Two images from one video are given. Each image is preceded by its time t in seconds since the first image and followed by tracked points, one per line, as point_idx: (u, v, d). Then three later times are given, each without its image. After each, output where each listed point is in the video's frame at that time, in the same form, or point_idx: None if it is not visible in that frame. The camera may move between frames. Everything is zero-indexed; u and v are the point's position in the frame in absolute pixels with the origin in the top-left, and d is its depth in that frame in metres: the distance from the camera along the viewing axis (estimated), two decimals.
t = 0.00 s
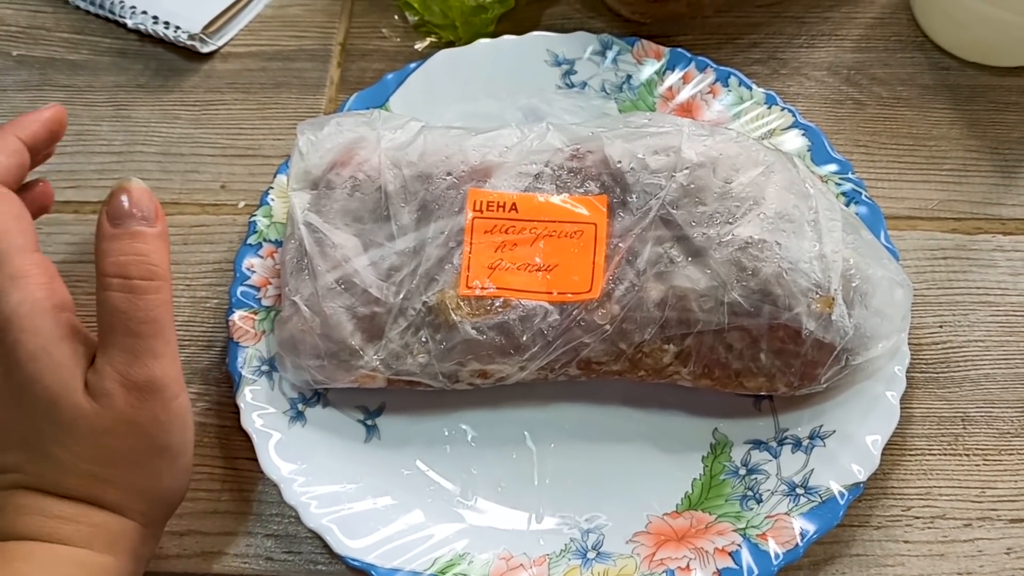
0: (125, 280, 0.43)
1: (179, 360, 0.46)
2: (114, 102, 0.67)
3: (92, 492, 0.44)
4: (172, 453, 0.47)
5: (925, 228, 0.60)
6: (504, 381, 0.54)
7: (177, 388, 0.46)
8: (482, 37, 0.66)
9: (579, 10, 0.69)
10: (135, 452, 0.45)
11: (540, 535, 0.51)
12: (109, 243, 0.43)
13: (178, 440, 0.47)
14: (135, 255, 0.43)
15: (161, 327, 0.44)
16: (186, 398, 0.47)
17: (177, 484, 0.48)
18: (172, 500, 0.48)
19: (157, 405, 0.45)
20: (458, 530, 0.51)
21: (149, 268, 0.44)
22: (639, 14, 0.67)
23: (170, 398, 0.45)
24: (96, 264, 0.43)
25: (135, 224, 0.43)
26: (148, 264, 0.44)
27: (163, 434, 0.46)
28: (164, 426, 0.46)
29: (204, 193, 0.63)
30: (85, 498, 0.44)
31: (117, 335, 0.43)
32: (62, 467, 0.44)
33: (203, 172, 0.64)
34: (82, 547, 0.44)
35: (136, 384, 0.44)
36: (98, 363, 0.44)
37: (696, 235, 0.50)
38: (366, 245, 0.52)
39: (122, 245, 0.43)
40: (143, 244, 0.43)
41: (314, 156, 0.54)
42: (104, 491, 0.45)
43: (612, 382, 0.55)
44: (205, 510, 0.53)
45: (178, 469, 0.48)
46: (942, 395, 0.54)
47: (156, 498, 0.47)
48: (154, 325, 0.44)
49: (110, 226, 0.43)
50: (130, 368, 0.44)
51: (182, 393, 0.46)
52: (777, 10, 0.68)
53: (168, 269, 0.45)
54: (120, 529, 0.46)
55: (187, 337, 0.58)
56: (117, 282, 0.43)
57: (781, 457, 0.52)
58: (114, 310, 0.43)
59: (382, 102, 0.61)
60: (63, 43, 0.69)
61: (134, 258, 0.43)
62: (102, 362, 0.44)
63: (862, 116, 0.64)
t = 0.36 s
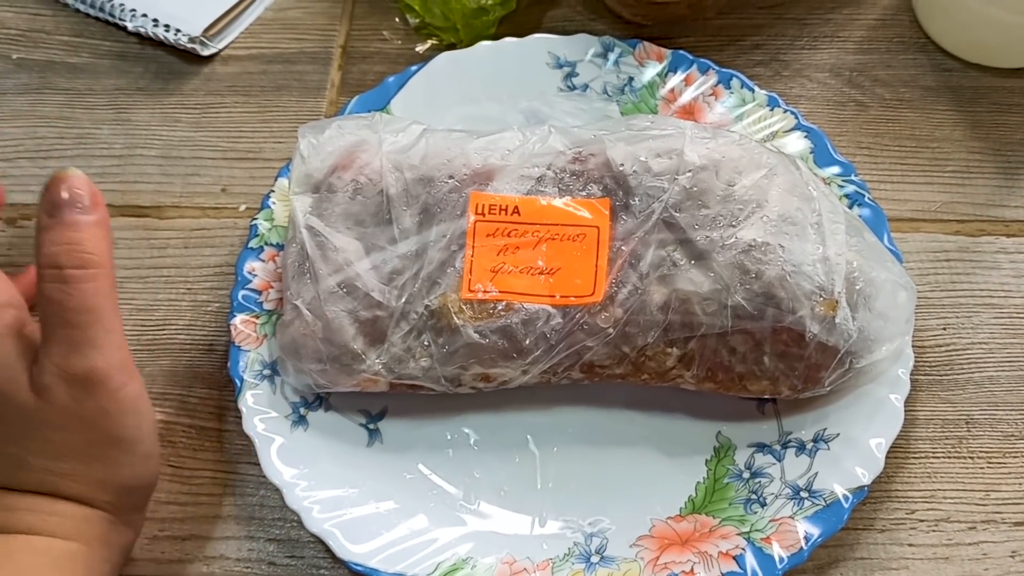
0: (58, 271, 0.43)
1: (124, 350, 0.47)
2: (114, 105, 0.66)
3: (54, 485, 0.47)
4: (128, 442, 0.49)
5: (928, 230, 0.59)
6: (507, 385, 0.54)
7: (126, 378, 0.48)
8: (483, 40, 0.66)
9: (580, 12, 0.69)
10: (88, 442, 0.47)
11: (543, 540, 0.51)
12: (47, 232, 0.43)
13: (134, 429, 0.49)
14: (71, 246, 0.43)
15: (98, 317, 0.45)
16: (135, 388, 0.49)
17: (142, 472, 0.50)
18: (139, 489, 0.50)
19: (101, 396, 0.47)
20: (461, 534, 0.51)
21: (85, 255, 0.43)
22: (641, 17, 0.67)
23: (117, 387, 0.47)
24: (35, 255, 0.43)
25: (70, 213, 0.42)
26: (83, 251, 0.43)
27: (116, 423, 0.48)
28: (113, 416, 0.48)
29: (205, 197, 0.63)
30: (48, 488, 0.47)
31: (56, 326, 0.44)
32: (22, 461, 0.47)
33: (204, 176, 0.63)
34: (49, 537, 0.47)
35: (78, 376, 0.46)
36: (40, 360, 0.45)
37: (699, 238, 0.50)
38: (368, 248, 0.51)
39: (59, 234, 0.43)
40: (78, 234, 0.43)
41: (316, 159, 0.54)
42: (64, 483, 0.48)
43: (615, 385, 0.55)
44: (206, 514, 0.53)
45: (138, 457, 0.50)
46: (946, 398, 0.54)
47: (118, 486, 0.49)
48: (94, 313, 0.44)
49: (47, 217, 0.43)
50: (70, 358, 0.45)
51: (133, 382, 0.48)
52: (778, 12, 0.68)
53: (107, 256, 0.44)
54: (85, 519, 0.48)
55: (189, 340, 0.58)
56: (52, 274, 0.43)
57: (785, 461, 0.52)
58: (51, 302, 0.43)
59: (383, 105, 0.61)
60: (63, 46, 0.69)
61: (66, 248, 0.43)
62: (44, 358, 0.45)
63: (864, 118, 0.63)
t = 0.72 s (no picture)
0: (19, 263, 0.44)
1: (93, 341, 0.48)
2: (111, 103, 0.66)
3: (37, 475, 0.48)
4: (103, 432, 0.49)
5: (925, 228, 0.59)
6: (503, 383, 0.54)
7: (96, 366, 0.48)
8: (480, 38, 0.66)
9: (578, 11, 0.68)
10: (63, 431, 0.48)
11: (540, 538, 0.51)
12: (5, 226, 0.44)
13: (108, 418, 0.49)
14: (29, 237, 0.44)
15: (62, 307, 0.45)
16: (106, 378, 0.49)
17: (121, 460, 0.50)
18: (121, 478, 0.50)
19: (72, 387, 0.47)
20: (458, 533, 0.51)
21: (46, 245, 0.44)
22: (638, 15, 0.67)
23: (87, 376, 0.48)
24: None
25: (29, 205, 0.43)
26: (44, 243, 0.44)
27: (88, 412, 0.48)
28: (84, 406, 0.48)
29: (202, 195, 0.63)
30: (32, 479, 0.48)
31: (19, 317, 0.45)
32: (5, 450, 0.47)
33: (201, 174, 0.63)
34: (32, 526, 0.48)
35: (46, 367, 0.46)
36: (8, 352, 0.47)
37: (696, 236, 0.50)
38: (365, 246, 0.51)
39: (17, 225, 0.43)
40: (37, 225, 0.44)
41: (313, 158, 0.54)
42: (46, 473, 0.48)
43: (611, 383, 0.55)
44: (203, 513, 0.53)
45: (115, 445, 0.50)
46: (942, 396, 0.54)
47: (96, 475, 0.49)
48: (57, 304, 0.45)
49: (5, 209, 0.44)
50: (36, 349, 0.46)
51: (104, 370, 0.49)
52: (776, 10, 0.68)
53: (68, 246, 0.45)
54: (67, 509, 0.49)
55: (186, 338, 0.58)
56: (13, 266, 0.44)
57: (782, 459, 0.52)
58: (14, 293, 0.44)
59: (380, 103, 0.61)
60: (61, 44, 0.68)
61: (32, 238, 0.44)
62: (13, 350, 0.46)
63: (861, 116, 0.63)
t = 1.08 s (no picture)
0: (116, 265, 0.40)
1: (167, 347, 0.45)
2: (115, 102, 0.66)
3: (78, 483, 0.45)
4: (157, 443, 0.47)
5: (928, 227, 0.60)
6: (507, 381, 0.54)
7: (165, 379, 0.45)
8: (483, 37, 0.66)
9: (580, 10, 0.69)
10: (116, 439, 0.45)
11: (544, 535, 0.51)
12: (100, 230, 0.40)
13: (163, 430, 0.47)
14: (128, 242, 0.40)
15: (148, 313, 0.42)
16: (172, 387, 0.46)
17: (165, 469, 0.49)
18: (158, 488, 0.49)
19: (143, 395, 0.44)
20: (461, 530, 0.51)
21: (142, 252, 0.41)
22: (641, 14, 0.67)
23: (156, 389, 0.45)
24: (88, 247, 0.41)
25: (127, 212, 0.40)
26: (140, 250, 0.40)
27: (150, 426, 0.46)
28: (150, 414, 0.46)
29: (205, 194, 0.63)
30: (70, 486, 0.45)
31: (105, 322, 0.42)
32: (46, 459, 0.44)
33: (204, 173, 0.63)
34: (74, 535, 0.46)
35: (123, 372, 0.43)
36: (85, 353, 0.43)
37: (699, 235, 0.50)
38: (368, 244, 0.52)
39: (115, 230, 0.40)
40: (132, 232, 0.40)
41: (316, 156, 0.54)
42: (94, 482, 0.46)
43: (614, 381, 0.55)
44: (207, 510, 0.53)
45: (164, 456, 0.48)
46: (945, 394, 0.54)
47: (142, 485, 0.48)
48: (142, 310, 0.41)
49: (103, 214, 0.40)
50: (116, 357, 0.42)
51: (170, 383, 0.46)
52: (778, 9, 0.68)
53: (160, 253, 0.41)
54: (110, 516, 0.47)
55: (189, 337, 0.58)
56: (108, 267, 0.40)
57: (784, 457, 0.52)
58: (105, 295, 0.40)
59: (383, 102, 0.61)
60: (64, 43, 0.69)
61: (127, 244, 0.40)
62: (91, 351, 0.43)
63: (863, 115, 0.63)
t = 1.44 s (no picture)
0: (129, 272, 0.43)
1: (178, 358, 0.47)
2: (123, 103, 0.66)
3: (88, 487, 0.47)
4: (171, 451, 0.48)
5: (936, 228, 0.59)
6: (514, 382, 0.54)
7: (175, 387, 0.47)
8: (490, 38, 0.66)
9: (588, 10, 0.68)
10: (127, 447, 0.47)
11: (551, 537, 0.51)
12: (117, 237, 0.43)
13: (179, 439, 0.48)
14: (142, 250, 0.43)
15: (161, 320, 0.44)
16: (185, 396, 0.48)
17: (179, 479, 0.50)
18: (172, 496, 0.50)
19: (156, 404, 0.46)
20: (469, 532, 0.51)
21: (155, 259, 0.44)
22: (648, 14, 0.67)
23: (167, 395, 0.46)
24: (106, 257, 0.44)
25: (143, 219, 0.43)
26: (154, 258, 0.44)
27: (163, 433, 0.47)
28: (162, 424, 0.47)
29: (213, 195, 0.63)
30: (83, 491, 0.47)
31: (118, 329, 0.44)
32: (59, 463, 0.46)
33: (212, 174, 0.63)
34: (84, 538, 0.46)
35: (134, 380, 0.45)
36: (96, 360, 0.45)
37: (707, 236, 0.50)
38: (376, 246, 0.52)
39: (130, 238, 0.43)
40: (148, 240, 0.43)
41: (324, 158, 0.54)
42: (102, 487, 0.47)
43: (621, 383, 0.55)
44: (216, 511, 0.53)
45: (177, 465, 0.49)
46: (953, 396, 0.54)
47: (153, 492, 0.48)
48: (156, 318, 0.44)
49: (120, 221, 0.43)
50: (128, 363, 0.45)
51: (182, 392, 0.47)
52: (786, 10, 0.68)
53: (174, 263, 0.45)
54: (119, 522, 0.48)
55: (197, 338, 0.58)
56: (122, 274, 0.43)
57: (793, 458, 0.52)
58: (119, 301, 0.43)
59: (390, 103, 0.61)
60: (72, 44, 0.69)
61: (142, 251, 0.43)
62: (103, 358, 0.45)
63: (871, 116, 0.63)
